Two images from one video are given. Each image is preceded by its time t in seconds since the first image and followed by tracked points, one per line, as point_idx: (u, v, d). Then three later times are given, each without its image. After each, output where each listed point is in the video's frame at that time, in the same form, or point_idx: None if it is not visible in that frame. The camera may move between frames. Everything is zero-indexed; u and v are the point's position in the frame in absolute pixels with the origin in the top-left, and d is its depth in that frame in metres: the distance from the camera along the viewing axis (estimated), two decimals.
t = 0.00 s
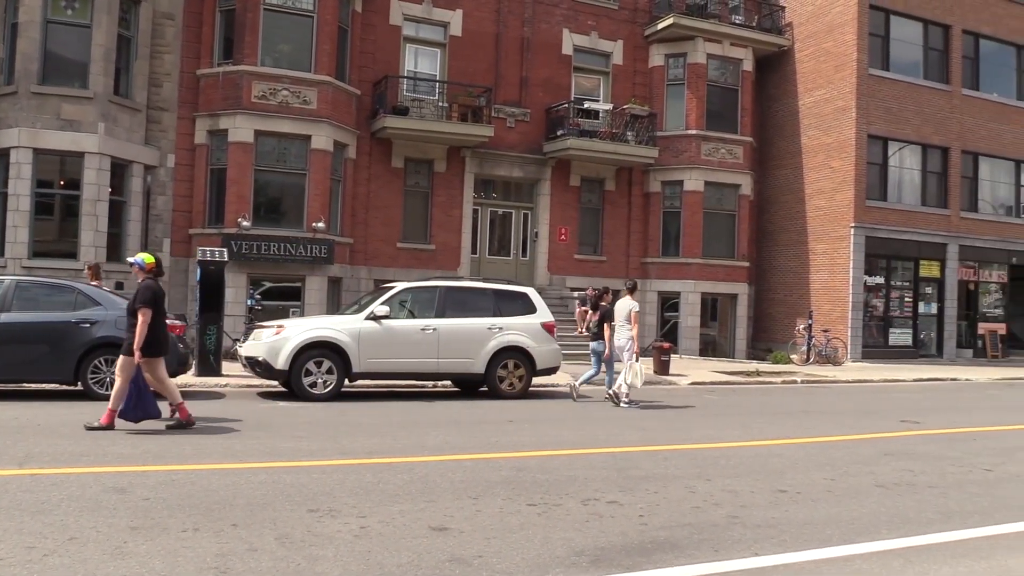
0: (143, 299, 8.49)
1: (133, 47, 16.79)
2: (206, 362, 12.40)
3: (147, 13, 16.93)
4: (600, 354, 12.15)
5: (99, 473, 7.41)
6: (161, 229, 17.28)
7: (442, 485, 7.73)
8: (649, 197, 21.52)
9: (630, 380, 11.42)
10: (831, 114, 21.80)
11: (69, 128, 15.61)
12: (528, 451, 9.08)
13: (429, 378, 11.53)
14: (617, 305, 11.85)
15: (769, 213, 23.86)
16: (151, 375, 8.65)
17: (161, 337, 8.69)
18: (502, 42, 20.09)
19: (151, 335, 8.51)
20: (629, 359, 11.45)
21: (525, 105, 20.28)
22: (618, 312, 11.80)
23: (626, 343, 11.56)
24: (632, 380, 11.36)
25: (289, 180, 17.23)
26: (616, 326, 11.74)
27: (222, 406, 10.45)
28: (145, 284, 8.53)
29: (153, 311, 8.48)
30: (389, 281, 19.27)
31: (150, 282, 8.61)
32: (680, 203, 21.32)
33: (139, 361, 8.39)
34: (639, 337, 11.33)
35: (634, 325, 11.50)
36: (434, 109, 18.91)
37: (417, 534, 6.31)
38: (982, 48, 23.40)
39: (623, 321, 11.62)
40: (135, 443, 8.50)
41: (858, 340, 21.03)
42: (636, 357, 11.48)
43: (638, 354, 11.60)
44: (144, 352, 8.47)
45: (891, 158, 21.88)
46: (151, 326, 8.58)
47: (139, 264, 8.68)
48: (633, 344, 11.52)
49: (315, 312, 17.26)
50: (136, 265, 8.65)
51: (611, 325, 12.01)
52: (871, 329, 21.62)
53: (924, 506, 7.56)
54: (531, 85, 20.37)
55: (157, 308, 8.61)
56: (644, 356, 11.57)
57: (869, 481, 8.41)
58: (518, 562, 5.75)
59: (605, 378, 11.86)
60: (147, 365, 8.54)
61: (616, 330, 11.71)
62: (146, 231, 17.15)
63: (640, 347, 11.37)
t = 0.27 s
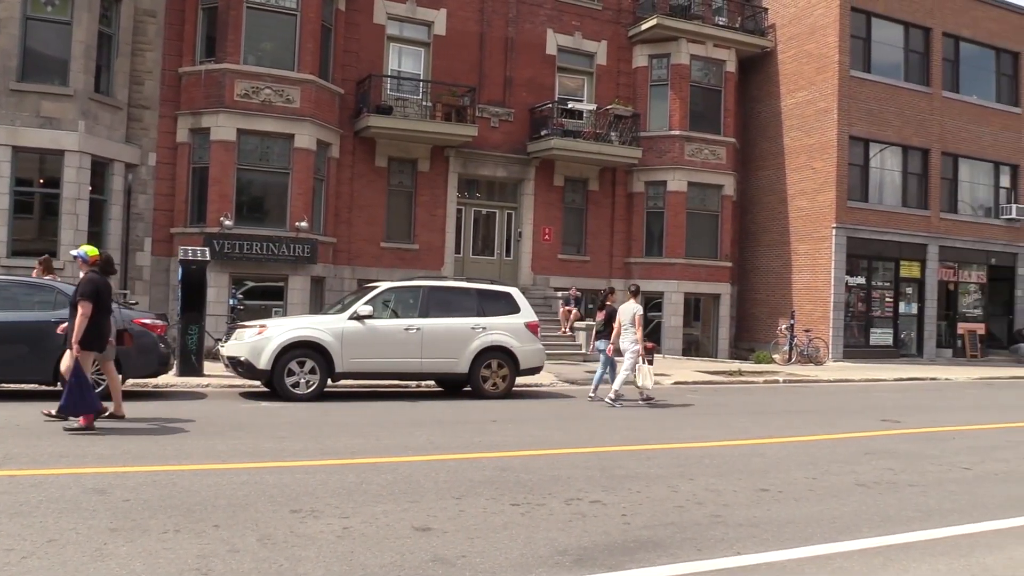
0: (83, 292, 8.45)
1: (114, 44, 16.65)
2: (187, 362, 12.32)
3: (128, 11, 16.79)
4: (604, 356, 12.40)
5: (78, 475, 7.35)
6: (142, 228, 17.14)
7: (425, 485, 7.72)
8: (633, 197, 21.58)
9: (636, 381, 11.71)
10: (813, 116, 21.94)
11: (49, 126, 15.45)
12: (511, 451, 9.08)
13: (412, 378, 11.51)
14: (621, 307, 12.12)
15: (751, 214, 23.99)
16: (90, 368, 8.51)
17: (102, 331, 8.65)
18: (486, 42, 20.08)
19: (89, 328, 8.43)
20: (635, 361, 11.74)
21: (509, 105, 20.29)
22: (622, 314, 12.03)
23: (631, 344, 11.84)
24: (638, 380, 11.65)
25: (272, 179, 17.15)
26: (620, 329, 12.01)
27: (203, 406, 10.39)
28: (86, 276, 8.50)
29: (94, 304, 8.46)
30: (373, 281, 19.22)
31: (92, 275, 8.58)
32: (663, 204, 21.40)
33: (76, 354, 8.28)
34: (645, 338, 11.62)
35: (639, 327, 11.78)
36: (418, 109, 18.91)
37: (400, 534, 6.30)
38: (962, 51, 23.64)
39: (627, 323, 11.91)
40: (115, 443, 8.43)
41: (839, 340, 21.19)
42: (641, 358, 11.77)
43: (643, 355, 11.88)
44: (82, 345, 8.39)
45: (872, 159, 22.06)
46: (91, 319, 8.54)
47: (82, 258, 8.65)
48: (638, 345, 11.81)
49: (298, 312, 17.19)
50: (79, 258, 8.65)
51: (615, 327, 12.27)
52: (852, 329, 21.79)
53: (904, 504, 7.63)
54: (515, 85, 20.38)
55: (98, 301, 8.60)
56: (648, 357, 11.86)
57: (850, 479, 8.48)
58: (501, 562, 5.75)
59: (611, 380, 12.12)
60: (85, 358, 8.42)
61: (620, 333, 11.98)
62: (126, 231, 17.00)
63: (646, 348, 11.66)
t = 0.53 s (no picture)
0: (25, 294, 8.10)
1: (94, 41, 16.51)
2: (168, 361, 12.25)
3: (109, 8, 16.66)
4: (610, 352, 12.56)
5: (57, 476, 7.29)
6: (122, 226, 17.00)
7: (408, 485, 7.71)
8: (616, 197, 21.65)
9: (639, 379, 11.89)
10: (795, 117, 22.08)
11: (28, 123, 15.31)
12: (494, 451, 9.09)
13: (395, 378, 11.49)
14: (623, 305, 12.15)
15: (733, 214, 24.12)
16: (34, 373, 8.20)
17: (45, 334, 8.26)
18: (469, 41, 20.07)
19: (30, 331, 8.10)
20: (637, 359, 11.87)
21: (492, 105, 20.29)
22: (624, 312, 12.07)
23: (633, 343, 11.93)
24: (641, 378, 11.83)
25: (254, 178, 17.07)
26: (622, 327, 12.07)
27: (184, 407, 10.33)
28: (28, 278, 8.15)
29: (35, 305, 8.05)
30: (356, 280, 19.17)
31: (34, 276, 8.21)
32: (646, 204, 21.48)
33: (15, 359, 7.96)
34: (645, 338, 11.69)
35: (641, 327, 11.82)
36: (401, 108, 18.91)
37: (382, 534, 6.29)
38: (941, 54, 23.87)
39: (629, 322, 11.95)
40: (94, 444, 8.37)
41: (820, 340, 21.34)
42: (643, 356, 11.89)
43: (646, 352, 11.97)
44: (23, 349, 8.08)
45: (853, 160, 22.25)
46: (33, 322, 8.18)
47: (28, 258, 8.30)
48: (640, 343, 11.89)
49: (279, 311, 17.13)
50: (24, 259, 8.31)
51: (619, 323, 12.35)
52: (832, 329, 21.96)
53: (883, 502, 7.71)
54: (498, 85, 20.38)
55: (41, 303, 8.19)
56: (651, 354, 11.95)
57: (830, 478, 8.55)
58: (484, 562, 5.76)
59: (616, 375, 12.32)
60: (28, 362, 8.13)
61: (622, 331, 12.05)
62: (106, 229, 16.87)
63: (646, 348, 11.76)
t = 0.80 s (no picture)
0: None
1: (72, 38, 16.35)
2: (147, 361, 12.16)
3: (87, 4, 16.49)
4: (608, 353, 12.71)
5: (33, 477, 7.21)
6: (101, 225, 16.84)
7: (389, 485, 7.70)
8: (597, 197, 21.70)
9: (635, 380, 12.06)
10: (775, 118, 22.21)
11: (4, 120, 15.13)
12: (476, 451, 9.09)
13: (376, 378, 11.46)
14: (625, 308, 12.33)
15: (714, 214, 24.24)
16: None
17: None
18: (452, 41, 20.03)
19: None
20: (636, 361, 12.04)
21: (474, 104, 20.28)
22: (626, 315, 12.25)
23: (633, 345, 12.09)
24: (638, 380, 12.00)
25: (234, 176, 16.96)
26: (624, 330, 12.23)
27: (163, 407, 10.26)
28: None
29: None
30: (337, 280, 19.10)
31: None
32: (627, 204, 21.54)
33: None
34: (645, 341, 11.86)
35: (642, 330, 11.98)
36: (383, 107, 18.84)
37: (363, 535, 6.28)
38: (919, 56, 24.10)
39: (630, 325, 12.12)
40: (71, 445, 8.30)
41: (800, 340, 21.49)
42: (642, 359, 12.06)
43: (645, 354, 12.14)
44: None
45: (833, 162, 22.42)
46: None
47: None
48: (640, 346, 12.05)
49: (260, 311, 17.04)
50: None
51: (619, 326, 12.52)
52: (812, 329, 22.13)
53: (861, 501, 7.78)
54: (481, 84, 20.37)
55: None
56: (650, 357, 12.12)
57: (809, 477, 8.62)
58: (465, 562, 5.76)
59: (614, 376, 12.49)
60: None
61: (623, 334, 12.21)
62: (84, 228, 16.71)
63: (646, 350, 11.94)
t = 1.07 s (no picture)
0: None
1: (49, 34, 16.18)
2: (125, 361, 12.06)
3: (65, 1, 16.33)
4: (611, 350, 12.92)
5: (9, 479, 7.13)
6: (78, 224, 16.68)
7: (369, 485, 7.69)
8: (579, 197, 21.75)
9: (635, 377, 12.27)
10: (755, 119, 22.35)
11: None
12: (457, 451, 9.10)
13: (357, 378, 11.44)
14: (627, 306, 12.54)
15: (694, 215, 24.37)
16: None
17: None
18: (433, 40, 20.01)
19: None
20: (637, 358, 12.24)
21: (456, 104, 20.27)
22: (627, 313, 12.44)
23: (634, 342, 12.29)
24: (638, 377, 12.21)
25: (214, 174, 16.85)
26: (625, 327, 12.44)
27: (142, 408, 10.19)
28: None
29: None
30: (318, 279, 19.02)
31: None
32: (608, 204, 21.61)
33: None
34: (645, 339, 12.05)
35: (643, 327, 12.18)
36: (364, 106, 18.78)
37: (343, 535, 6.27)
38: (898, 59, 24.33)
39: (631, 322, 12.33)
40: (47, 446, 8.22)
41: (779, 339, 21.64)
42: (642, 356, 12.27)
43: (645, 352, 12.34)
44: None
45: (812, 163, 22.60)
46: None
47: None
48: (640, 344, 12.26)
49: (240, 310, 16.95)
50: None
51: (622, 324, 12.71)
52: (792, 329, 22.29)
53: (839, 499, 7.86)
54: (463, 84, 20.36)
55: None
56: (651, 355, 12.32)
57: (788, 475, 8.70)
58: (446, 562, 5.77)
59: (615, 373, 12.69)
60: None
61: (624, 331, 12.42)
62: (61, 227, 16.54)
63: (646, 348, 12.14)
